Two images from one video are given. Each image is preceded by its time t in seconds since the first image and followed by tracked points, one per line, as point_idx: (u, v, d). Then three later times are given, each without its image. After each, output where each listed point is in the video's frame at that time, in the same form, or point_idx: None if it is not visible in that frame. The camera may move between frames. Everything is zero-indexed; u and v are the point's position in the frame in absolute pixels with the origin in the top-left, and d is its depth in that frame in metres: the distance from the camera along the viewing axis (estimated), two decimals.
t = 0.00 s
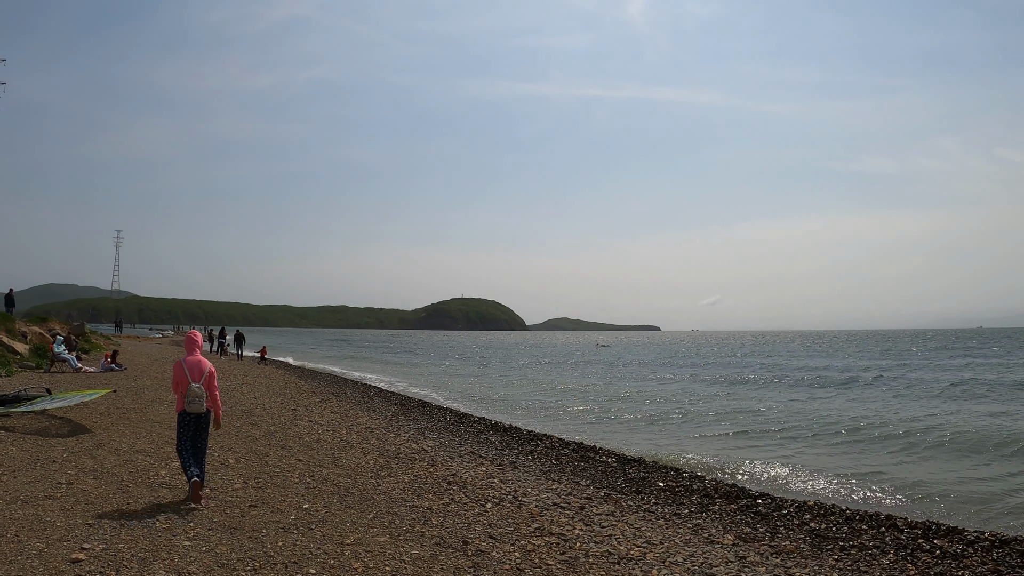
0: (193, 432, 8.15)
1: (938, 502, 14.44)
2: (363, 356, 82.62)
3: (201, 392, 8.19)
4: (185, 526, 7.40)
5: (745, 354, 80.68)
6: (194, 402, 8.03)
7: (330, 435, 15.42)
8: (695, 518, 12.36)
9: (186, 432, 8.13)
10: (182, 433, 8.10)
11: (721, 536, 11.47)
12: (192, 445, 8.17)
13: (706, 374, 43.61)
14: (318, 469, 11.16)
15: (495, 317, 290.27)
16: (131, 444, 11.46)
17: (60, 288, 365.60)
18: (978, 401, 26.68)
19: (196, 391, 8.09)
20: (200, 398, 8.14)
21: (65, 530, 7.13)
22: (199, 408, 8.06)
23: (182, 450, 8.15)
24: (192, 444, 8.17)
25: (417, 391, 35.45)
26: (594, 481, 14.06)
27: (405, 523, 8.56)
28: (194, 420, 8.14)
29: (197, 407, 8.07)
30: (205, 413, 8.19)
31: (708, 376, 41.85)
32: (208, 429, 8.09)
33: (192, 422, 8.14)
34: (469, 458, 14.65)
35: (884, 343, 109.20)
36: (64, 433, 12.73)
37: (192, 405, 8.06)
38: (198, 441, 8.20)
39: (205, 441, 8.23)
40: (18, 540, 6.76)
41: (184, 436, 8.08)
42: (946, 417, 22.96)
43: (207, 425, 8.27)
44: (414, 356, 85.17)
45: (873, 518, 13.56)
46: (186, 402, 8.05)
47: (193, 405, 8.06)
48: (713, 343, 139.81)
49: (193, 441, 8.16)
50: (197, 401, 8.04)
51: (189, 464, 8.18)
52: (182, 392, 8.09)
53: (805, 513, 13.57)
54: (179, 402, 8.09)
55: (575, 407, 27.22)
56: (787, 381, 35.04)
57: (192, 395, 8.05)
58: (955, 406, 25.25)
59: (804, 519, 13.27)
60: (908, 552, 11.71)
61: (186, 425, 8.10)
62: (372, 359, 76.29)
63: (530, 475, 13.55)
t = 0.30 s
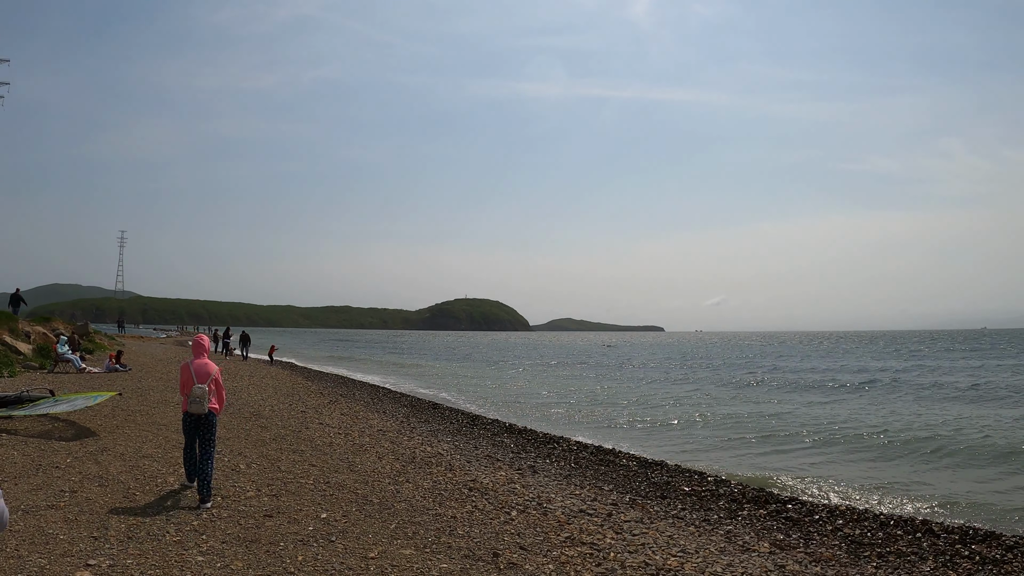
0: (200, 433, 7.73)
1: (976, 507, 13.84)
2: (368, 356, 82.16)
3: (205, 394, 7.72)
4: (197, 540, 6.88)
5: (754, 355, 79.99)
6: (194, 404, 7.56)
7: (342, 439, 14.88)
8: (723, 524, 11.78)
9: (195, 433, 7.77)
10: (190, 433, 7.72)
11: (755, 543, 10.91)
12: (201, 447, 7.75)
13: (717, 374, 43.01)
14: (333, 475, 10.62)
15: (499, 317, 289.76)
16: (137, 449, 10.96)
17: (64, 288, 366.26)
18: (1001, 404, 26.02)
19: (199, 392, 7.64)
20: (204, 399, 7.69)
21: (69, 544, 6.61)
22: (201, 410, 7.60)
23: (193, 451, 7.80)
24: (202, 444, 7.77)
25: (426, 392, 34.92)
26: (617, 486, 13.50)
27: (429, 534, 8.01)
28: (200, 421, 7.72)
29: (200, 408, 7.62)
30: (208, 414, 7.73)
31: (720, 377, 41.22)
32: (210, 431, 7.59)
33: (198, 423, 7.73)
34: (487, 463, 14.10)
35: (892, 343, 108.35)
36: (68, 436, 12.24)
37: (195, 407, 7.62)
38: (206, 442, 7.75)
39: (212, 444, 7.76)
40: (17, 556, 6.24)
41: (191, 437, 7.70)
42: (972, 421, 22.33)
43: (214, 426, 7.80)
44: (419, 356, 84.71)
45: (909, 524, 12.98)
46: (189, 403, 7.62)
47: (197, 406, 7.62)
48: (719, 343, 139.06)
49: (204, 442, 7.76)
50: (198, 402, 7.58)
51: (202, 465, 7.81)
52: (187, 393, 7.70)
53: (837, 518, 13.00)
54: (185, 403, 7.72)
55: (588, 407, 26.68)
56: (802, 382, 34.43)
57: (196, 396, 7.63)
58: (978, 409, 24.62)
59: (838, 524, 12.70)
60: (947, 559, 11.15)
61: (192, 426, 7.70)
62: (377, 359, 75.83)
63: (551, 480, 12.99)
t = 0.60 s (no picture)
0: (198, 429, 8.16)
1: (1004, 506, 13.30)
2: (372, 356, 81.68)
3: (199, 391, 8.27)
4: (198, 550, 6.49)
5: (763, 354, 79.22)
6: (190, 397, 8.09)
7: (348, 440, 14.47)
8: (744, 528, 11.46)
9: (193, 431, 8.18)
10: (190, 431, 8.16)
11: (778, 550, 10.48)
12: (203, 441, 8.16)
13: (726, 373, 42.48)
14: (341, 479, 10.23)
15: (502, 317, 289.23)
16: (138, 451, 10.60)
17: (68, 288, 366.88)
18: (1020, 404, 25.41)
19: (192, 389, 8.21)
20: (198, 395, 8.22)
21: (63, 555, 6.24)
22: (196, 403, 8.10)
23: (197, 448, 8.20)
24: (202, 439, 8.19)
25: (431, 391, 34.47)
26: (631, 489, 13.13)
27: (442, 543, 7.61)
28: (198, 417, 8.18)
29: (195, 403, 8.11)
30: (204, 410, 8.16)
31: (729, 375, 40.65)
32: (209, 421, 8.00)
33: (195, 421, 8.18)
34: (498, 466, 13.69)
35: (899, 342, 107.49)
36: (67, 438, 11.87)
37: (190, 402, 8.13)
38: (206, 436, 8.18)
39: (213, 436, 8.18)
40: (7, 567, 5.86)
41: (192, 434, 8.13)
42: (992, 418, 21.73)
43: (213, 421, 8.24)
44: (423, 356, 84.18)
45: (933, 527, 12.51)
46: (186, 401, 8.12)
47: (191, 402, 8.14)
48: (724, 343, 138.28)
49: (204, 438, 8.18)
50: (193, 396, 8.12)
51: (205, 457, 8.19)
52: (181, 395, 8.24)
53: (859, 523, 12.56)
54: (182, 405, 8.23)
55: (597, 406, 26.25)
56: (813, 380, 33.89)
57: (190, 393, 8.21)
58: (996, 408, 24.03)
59: (860, 528, 12.26)
60: (975, 564, 10.71)
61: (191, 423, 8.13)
62: (381, 359, 75.42)
63: (564, 484, 12.56)
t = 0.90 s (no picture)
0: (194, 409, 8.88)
1: None
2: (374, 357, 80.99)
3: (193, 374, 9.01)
4: (192, 569, 5.92)
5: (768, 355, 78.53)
6: (188, 379, 8.75)
7: (352, 446, 13.88)
8: (771, 540, 11.02)
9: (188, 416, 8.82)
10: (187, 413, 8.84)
11: (807, 562, 9.92)
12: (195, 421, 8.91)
13: (732, 375, 41.88)
14: (345, 488, 9.66)
15: (503, 318, 288.52)
16: (131, 458, 10.01)
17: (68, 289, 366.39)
18: None
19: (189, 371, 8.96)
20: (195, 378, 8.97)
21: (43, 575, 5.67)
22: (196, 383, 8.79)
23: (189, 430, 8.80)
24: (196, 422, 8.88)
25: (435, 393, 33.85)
26: (650, 498, 12.69)
27: (457, 559, 7.06)
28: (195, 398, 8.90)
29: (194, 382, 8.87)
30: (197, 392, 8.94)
31: (736, 376, 40.00)
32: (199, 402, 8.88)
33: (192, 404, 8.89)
34: (508, 473, 13.12)
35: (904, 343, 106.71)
36: (57, 443, 11.30)
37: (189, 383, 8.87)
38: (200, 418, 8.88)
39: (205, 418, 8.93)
40: None
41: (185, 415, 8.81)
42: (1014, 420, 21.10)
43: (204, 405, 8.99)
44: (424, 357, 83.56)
45: (966, 535, 11.93)
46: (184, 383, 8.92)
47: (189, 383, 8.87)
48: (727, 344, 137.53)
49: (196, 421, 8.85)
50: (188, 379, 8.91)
51: (190, 443, 8.55)
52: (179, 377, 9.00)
53: (887, 531, 11.99)
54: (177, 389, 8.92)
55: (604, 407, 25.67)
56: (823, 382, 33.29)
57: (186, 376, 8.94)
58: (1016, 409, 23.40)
59: (889, 538, 11.68)
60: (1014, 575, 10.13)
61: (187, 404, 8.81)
62: (382, 360, 74.81)
63: (579, 492, 11.99)
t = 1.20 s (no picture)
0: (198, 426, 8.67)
1: None
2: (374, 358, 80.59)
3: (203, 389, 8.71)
4: None
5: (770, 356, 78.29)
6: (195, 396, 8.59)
7: (358, 453, 13.46)
8: (795, 551, 10.66)
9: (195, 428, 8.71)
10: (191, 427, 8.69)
11: None
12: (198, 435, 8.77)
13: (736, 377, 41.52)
14: (354, 501, 9.25)
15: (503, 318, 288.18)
16: (130, 469, 9.60)
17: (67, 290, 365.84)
18: None
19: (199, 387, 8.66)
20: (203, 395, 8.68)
21: None
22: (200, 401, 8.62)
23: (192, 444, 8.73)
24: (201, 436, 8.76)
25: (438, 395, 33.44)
26: (667, 508, 12.35)
27: None
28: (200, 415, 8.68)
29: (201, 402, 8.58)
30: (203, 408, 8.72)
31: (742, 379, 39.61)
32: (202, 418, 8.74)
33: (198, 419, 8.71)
34: (520, 482, 12.71)
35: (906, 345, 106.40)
36: (53, 451, 10.87)
37: (196, 402, 8.59)
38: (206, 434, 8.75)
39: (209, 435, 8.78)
40: None
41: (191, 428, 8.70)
42: None
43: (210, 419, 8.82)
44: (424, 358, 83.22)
45: (996, 545, 11.51)
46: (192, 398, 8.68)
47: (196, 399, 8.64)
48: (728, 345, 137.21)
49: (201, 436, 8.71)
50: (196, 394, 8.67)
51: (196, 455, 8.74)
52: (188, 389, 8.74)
53: (913, 543, 11.56)
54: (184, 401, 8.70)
55: (610, 409, 25.28)
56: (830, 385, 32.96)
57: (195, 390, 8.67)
58: None
59: (916, 550, 11.26)
60: None
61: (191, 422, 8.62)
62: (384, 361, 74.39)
63: (595, 504, 11.58)
